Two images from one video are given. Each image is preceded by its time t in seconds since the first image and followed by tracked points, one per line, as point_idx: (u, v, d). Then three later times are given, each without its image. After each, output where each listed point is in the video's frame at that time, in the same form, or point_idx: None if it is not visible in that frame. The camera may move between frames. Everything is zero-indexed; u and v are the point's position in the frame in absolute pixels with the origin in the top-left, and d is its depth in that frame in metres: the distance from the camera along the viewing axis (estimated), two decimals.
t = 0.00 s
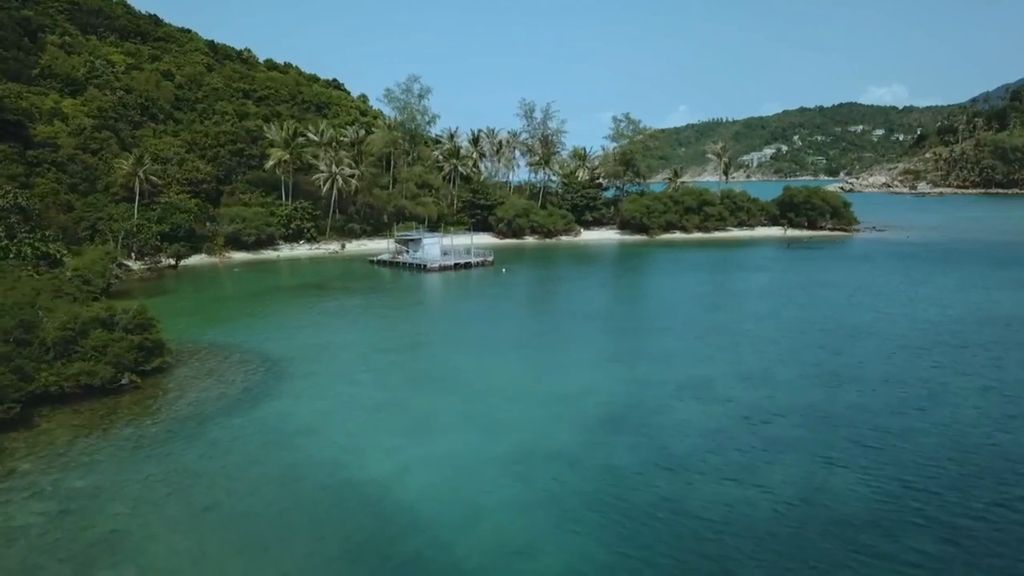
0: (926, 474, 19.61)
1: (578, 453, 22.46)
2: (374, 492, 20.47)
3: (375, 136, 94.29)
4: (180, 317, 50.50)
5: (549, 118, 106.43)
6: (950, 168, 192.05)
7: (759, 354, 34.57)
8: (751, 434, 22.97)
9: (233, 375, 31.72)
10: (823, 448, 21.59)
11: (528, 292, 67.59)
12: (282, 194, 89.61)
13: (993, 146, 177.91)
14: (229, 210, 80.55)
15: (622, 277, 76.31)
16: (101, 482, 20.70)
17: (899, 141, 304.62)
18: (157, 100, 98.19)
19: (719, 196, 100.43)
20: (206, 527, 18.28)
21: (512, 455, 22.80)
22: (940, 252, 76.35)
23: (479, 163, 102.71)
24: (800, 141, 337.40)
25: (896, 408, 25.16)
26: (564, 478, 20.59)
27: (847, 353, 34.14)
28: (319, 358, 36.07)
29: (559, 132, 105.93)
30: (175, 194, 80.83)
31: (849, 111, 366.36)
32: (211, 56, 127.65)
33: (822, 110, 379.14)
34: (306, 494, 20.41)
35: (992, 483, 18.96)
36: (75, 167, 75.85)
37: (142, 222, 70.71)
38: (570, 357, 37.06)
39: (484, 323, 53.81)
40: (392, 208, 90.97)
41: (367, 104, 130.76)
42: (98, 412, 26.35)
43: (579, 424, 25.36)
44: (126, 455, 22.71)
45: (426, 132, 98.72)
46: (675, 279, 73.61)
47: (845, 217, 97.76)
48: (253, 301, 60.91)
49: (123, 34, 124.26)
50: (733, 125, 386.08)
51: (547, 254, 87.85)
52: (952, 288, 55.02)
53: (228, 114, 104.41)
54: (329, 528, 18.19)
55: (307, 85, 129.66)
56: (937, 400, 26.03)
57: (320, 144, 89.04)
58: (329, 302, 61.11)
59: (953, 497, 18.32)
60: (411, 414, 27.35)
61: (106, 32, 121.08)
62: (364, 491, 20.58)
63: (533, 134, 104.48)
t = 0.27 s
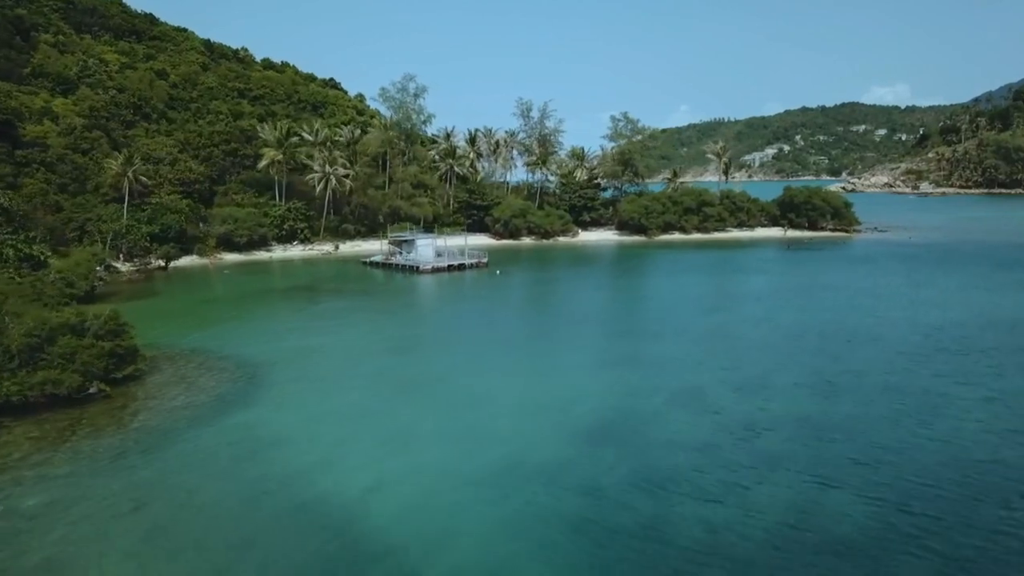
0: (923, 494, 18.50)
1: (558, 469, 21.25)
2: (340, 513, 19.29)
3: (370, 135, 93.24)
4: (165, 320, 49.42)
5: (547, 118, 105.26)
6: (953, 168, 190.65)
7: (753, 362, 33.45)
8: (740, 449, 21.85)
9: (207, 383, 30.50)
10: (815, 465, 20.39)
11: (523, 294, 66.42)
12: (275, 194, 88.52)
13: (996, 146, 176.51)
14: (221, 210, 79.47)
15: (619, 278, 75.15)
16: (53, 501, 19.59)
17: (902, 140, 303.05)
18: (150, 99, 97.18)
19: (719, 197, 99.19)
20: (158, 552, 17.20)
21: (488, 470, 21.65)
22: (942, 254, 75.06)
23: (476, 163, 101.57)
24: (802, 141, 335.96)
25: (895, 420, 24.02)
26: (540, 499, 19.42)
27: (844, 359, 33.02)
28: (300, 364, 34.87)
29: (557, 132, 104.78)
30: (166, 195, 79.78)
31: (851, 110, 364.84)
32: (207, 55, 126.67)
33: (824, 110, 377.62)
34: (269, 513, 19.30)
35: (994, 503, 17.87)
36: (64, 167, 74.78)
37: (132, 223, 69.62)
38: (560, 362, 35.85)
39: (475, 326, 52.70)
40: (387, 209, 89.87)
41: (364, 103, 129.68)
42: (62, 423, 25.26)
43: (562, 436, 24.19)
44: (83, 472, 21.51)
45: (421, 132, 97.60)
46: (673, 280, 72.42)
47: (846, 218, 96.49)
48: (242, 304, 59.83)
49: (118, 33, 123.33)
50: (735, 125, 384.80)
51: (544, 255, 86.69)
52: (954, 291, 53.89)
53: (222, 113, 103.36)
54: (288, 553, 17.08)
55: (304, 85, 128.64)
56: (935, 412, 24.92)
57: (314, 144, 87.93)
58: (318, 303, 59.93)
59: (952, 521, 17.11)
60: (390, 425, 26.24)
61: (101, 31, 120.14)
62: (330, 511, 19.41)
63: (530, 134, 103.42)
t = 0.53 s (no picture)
0: (922, 519, 17.30)
1: (536, 488, 20.03)
2: (302, 533, 18.07)
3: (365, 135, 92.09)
4: (149, 324, 48.32)
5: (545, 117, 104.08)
6: (956, 168, 189.27)
7: (747, 370, 32.28)
8: (729, 467, 20.70)
9: (179, 392, 29.32)
10: (807, 486, 19.22)
11: (517, 296, 65.24)
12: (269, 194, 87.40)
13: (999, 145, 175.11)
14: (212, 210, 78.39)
15: (616, 280, 73.94)
16: None
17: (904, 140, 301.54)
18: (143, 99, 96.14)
19: (718, 197, 97.95)
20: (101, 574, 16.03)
21: (464, 487, 20.45)
22: (945, 255, 73.78)
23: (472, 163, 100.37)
24: (804, 140, 334.53)
25: (893, 435, 22.86)
26: (515, 519, 18.24)
27: (841, 367, 31.85)
28: (280, 370, 33.67)
29: (555, 132, 103.62)
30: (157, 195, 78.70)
31: (853, 110, 363.30)
32: (203, 55, 125.65)
33: (826, 110, 376.05)
34: (226, 530, 18.13)
35: (998, 530, 16.69)
36: (53, 167, 73.79)
37: (121, 224, 68.52)
38: (549, 369, 34.65)
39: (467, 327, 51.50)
40: (382, 210, 88.75)
41: (362, 103, 128.59)
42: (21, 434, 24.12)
43: (543, 449, 23.04)
44: (36, 488, 20.36)
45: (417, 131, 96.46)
46: (671, 282, 71.19)
47: (847, 219, 95.21)
48: (231, 306, 58.76)
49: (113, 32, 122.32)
50: (737, 125, 383.48)
51: (540, 257, 85.53)
52: (956, 295, 52.69)
53: (217, 113, 102.28)
54: None
55: (301, 84, 127.56)
56: (935, 426, 23.77)
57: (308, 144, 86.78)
58: (307, 305, 58.81)
59: (952, 550, 15.94)
60: (365, 433, 25.06)
61: (96, 30, 119.12)
62: (291, 530, 18.20)
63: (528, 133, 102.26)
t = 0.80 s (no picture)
0: (919, 557, 16.04)
1: (506, 518, 18.80)
2: (251, 574, 16.80)
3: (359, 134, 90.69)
4: (129, 330, 47.03)
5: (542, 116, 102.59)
6: (959, 168, 187.64)
7: (739, 381, 31.01)
8: (713, 493, 19.50)
9: (144, 404, 28.02)
10: (795, 517, 17.96)
11: (510, 299, 63.85)
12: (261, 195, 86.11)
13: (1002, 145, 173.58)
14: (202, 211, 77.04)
15: (612, 283, 72.55)
16: None
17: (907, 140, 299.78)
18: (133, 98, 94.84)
19: (717, 197, 96.46)
20: None
21: (430, 518, 19.20)
22: (948, 258, 72.32)
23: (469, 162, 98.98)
24: (806, 140, 332.89)
25: (890, 458, 21.56)
26: (481, 556, 17.03)
27: (837, 379, 30.60)
28: (253, 380, 32.40)
29: (551, 131, 102.23)
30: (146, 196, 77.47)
31: (856, 110, 361.64)
32: (197, 54, 124.31)
33: (828, 109, 374.34)
34: (168, 570, 16.93)
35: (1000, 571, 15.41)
36: (38, 167, 72.50)
37: (106, 225, 67.23)
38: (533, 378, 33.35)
39: (455, 331, 50.15)
40: (374, 211, 87.41)
41: (357, 102, 127.27)
42: None
43: (517, 471, 21.77)
44: None
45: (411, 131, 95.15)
46: (668, 285, 69.79)
47: (848, 220, 93.71)
48: (216, 309, 57.32)
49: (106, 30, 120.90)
50: (738, 125, 381.95)
51: (537, 258, 84.13)
52: (957, 299, 51.37)
53: (209, 112, 100.94)
54: None
55: (295, 84, 126.29)
56: (933, 446, 22.56)
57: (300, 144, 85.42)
58: (294, 309, 57.52)
59: None
60: (331, 455, 23.78)
61: (88, 29, 117.78)
62: (240, 570, 16.95)
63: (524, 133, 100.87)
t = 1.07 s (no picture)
0: None
1: (476, 542, 17.62)
2: None
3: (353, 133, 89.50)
4: (110, 334, 45.91)
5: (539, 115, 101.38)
6: (961, 168, 186.11)
7: (730, 390, 29.84)
8: (696, 515, 18.39)
9: (110, 415, 26.84)
10: (782, 542, 16.86)
11: (503, 301, 62.67)
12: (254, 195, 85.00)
13: (1006, 145, 172.08)
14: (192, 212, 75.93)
15: (608, 284, 71.32)
16: None
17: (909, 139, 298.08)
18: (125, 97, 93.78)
19: (716, 198, 95.23)
20: None
21: (395, 542, 18.01)
22: (950, 260, 71.08)
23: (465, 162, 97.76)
24: (808, 140, 331.29)
25: (884, 476, 20.46)
26: None
27: (832, 388, 29.46)
28: (228, 388, 31.24)
29: (548, 130, 101.02)
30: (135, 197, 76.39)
31: (858, 109, 359.98)
32: (192, 53, 123.20)
33: (830, 109, 372.77)
34: None
35: None
36: (26, 167, 71.41)
37: (94, 226, 66.15)
38: (520, 387, 32.21)
39: (445, 334, 49.02)
40: (368, 211, 86.24)
41: (354, 102, 126.14)
42: None
43: (493, 490, 20.64)
44: None
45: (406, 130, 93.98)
46: (665, 287, 68.59)
47: (848, 221, 92.46)
48: (203, 312, 56.19)
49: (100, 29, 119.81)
50: (740, 125, 380.47)
51: (533, 260, 82.95)
52: (959, 302, 50.16)
53: (202, 112, 99.84)
54: None
55: (292, 83, 125.22)
56: (930, 463, 21.41)
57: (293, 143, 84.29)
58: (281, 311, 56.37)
59: None
60: (301, 468, 22.67)
61: (82, 28, 116.71)
62: None
63: (520, 133, 99.70)
